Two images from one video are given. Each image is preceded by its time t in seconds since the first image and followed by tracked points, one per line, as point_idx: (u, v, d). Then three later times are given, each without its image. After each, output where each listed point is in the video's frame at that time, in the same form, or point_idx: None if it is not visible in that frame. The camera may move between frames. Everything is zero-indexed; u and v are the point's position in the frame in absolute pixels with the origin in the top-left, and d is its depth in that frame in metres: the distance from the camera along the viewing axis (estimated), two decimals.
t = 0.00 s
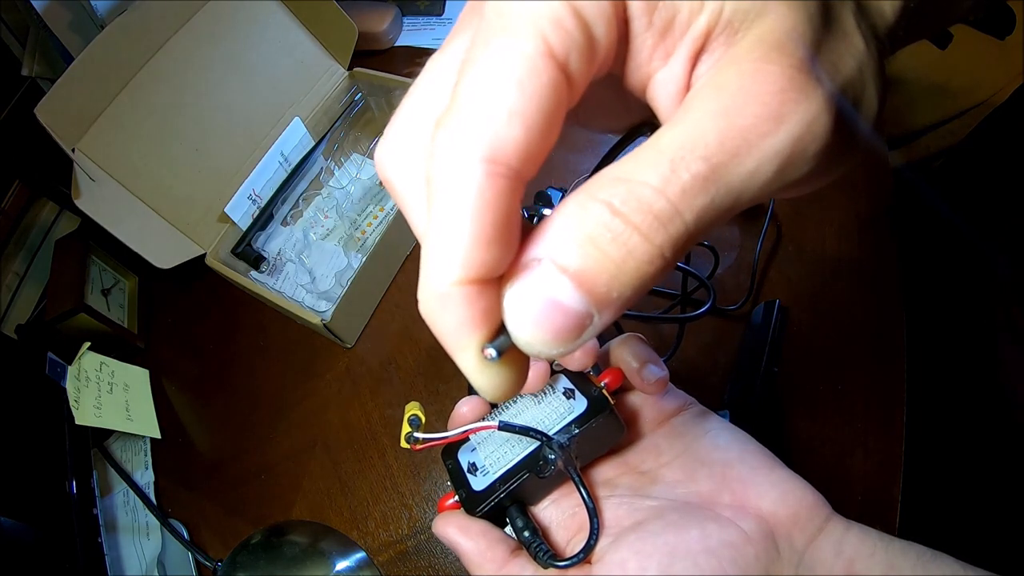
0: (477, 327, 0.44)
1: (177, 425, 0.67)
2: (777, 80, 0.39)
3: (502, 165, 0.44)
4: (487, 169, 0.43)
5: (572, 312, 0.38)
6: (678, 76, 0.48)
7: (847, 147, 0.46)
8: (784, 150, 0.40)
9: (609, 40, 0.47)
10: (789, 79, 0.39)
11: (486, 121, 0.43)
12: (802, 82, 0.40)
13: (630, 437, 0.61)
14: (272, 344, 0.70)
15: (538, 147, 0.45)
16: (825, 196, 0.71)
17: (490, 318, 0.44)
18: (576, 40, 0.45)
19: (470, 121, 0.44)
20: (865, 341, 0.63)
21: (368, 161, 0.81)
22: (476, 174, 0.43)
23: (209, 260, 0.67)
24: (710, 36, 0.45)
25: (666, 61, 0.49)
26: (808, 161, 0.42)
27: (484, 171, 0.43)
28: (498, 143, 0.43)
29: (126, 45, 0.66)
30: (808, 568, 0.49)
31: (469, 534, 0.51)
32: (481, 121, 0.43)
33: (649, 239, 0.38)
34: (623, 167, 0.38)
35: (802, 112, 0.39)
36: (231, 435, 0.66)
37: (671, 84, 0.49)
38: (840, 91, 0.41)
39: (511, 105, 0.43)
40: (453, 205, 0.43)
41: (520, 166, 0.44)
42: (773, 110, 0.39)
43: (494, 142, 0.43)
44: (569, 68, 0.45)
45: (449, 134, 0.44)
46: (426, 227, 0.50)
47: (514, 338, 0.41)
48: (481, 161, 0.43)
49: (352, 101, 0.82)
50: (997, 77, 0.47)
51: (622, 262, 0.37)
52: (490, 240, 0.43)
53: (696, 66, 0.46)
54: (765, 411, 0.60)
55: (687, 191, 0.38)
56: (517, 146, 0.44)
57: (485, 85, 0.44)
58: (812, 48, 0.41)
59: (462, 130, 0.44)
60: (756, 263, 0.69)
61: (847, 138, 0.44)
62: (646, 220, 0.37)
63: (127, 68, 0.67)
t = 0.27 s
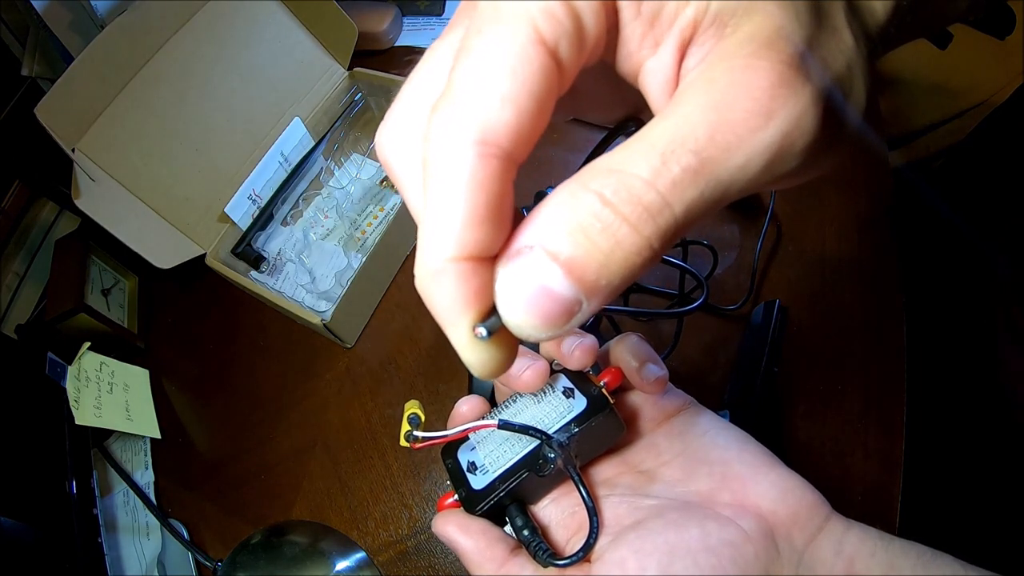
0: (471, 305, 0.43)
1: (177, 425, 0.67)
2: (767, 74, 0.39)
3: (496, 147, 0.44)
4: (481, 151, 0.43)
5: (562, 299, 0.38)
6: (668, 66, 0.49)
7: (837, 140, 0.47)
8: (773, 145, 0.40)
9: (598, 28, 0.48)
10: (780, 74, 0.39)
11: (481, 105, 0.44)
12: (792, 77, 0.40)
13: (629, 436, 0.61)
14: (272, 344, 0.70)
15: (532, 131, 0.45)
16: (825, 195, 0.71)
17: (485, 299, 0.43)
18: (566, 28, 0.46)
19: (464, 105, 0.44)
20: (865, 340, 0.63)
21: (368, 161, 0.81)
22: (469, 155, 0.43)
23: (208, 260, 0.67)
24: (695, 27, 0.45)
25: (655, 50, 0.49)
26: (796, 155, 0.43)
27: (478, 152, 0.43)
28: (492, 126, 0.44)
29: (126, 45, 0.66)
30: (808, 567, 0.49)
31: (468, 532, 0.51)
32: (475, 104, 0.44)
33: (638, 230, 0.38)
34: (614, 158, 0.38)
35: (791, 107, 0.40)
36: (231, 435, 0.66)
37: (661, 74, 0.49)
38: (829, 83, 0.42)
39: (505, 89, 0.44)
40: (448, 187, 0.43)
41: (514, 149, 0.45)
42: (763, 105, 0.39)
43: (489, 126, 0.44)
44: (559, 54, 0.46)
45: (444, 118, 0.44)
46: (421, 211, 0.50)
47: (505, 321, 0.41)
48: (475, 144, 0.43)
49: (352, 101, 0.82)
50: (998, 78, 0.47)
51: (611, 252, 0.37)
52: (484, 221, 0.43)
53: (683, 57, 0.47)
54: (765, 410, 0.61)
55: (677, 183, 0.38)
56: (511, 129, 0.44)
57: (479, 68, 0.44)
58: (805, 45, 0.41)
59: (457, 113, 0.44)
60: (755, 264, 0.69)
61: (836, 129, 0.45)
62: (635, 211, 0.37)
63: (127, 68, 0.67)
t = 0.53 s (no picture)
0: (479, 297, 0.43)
1: (177, 425, 0.67)
2: (769, 73, 0.39)
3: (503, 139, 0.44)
4: (488, 143, 0.43)
5: (567, 295, 0.38)
6: (668, 63, 0.49)
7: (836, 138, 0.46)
8: (775, 144, 0.40)
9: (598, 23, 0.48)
10: (781, 74, 0.39)
11: (488, 98, 0.44)
12: (794, 77, 0.40)
13: (628, 432, 0.61)
14: (271, 344, 0.70)
15: (537, 122, 0.45)
16: (824, 195, 0.71)
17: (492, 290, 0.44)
18: (568, 23, 0.46)
19: (471, 97, 0.44)
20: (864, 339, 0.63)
21: (368, 161, 0.81)
22: (475, 145, 0.43)
23: (209, 260, 0.67)
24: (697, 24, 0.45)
25: (655, 46, 0.50)
26: (797, 155, 0.42)
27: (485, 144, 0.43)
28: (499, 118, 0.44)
29: (126, 45, 0.66)
30: (807, 564, 0.49)
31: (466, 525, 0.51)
32: (481, 97, 0.44)
33: (643, 228, 0.38)
34: (619, 157, 0.38)
35: (792, 107, 0.40)
36: (230, 435, 0.66)
37: (663, 70, 0.49)
38: (829, 81, 0.42)
39: (511, 82, 0.44)
40: (455, 179, 0.44)
41: (520, 140, 0.45)
42: (765, 104, 0.39)
43: (495, 118, 0.44)
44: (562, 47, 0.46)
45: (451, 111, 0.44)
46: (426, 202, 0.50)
47: (510, 315, 0.41)
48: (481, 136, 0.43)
49: (352, 101, 0.82)
50: (999, 78, 0.47)
51: (616, 250, 0.37)
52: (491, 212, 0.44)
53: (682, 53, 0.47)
54: (764, 409, 0.61)
55: (681, 182, 0.38)
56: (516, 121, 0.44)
57: (485, 62, 0.44)
58: (805, 43, 0.41)
59: (464, 106, 0.44)
60: (755, 264, 0.69)
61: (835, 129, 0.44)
62: (640, 210, 0.37)
63: (127, 68, 0.67)
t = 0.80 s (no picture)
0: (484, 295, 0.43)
1: (177, 425, 0.67)
2: (769, 78, 0.39)
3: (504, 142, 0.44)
4: (490, 146, 0.43)
5: (569, 298, 0.38)
6: (666, 66, 0.49)
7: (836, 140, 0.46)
8: (775, 149, 0.40)
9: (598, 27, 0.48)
10: (780, 80, 0.39)
11: (489, 100, 0.44)
12: (793, 82, 0.40)
13: (627, 431, 0.61)
14: (271, 344, 0.70)
15: (538, 124, 0.45)
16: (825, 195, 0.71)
17: (495, 291, 0.44)
18: (568, 26, 0.46)
19: (473, 100, 0.44)
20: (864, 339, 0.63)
21: (368, 161, 0.81)
22: (477, 147, 0.43)
23: (208, 260, 0.67)
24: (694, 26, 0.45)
25: (654, 48, 0.49)
26: (797, 157, 0.42)
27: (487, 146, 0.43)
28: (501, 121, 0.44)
29: (125, 45, 0.66)
30: (805, 564, 0.49)
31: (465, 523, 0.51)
32: (482, 100, 0.44)
33: (644, 233, 0.38)
34: (620, 161, 0.38)
35: (791, 111, 0.40)
36: (231, 435, 0.66)
37: (661, 73, 0.49)
38: (826, 83, 0.42)
39: (512, 84, 0.44)
40: (458, 182, 0.44)
41: (521, 142, 0.45)
42: (764, 110, 0.39)
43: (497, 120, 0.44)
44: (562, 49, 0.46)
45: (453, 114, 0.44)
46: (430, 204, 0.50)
47: (513, 316, 0.41)
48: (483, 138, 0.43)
49: (352, 101, 0.82)
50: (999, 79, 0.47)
51: (617, 253, 0.37)
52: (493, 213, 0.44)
53: (682, 56, 0.47)
54: (763, 408, 0.61)
55: (682, 187, 0.38)
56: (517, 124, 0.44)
57: (486, 65, 0.44)
58: (804, 47, 0.41)
59: (466, 108, 0.44)
60: (755, 264, 0.69)
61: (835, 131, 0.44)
62: (641, 214, 0.37)
63: (127, 68, 0.67)
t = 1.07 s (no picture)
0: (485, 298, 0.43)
1: (177, 425, 0.67)
2: (769, 82, 0.39)
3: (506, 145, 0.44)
4: (491, 149, 0.43)
5: (571, 302, 0.38)
6: (667, 70, 0.49)
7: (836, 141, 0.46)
8: (776, 152, 0.40)
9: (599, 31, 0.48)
10: (781, 83, 0.39)
11: (490, 104, 0.44)
12: (793, 84, 0.40)
13: (627, 432, 0.61)
14: (271, 344, 0.70)
15: (540, 127, 0.45)
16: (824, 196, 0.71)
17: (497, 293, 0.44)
18: (569, 29, 0.46)
19: (474, 104, 0.44)
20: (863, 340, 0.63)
21: (368, 161, 0.82)
22: (479, 150, 0.43)
23: (208, 260, 0.67)
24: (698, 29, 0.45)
25: (655, 50, 0.49)
26: (798, 159, 0.42)
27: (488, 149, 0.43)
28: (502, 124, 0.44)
29: (126, 45, 0.66)
30: (804, 565, 0.49)
31: (466, 525, 0.51)
32: (483, 104, 0.44)
33: (646, 237, 0.38)
34: (622, 164, 0.38)
35: (791, 114, 0.40)
36: (231, 435, 0.66)
37: (663, 73, 0.49)
38: (828, 85, 0.42)
39: (513, 88, 0.44)
40: (460, 185, 0.44)
41: (522, 145, 0.45)
42: (765, 113, 0.39)
43: (498, 124, 0.44)
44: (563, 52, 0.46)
45: (454, 117, 0.44)
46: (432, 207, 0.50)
47: (515, 320, 0.41)
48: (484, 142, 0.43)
49: (352, 101, 0.82)
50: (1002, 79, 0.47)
51: (619, 258, 0.38)
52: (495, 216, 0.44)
53: (682, 59, 0.47)
54: (763, 409, 0.60)
55: (684, 190, 0.38)
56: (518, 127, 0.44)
57: (488, 68, 0.44)
58: (804, 49, 0.41)
59: (468, 112, 0.44)
60: (755, 264, 0.69)
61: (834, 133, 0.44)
62: (643, 218, 0.37)
63: (127, 68, 0.67)
